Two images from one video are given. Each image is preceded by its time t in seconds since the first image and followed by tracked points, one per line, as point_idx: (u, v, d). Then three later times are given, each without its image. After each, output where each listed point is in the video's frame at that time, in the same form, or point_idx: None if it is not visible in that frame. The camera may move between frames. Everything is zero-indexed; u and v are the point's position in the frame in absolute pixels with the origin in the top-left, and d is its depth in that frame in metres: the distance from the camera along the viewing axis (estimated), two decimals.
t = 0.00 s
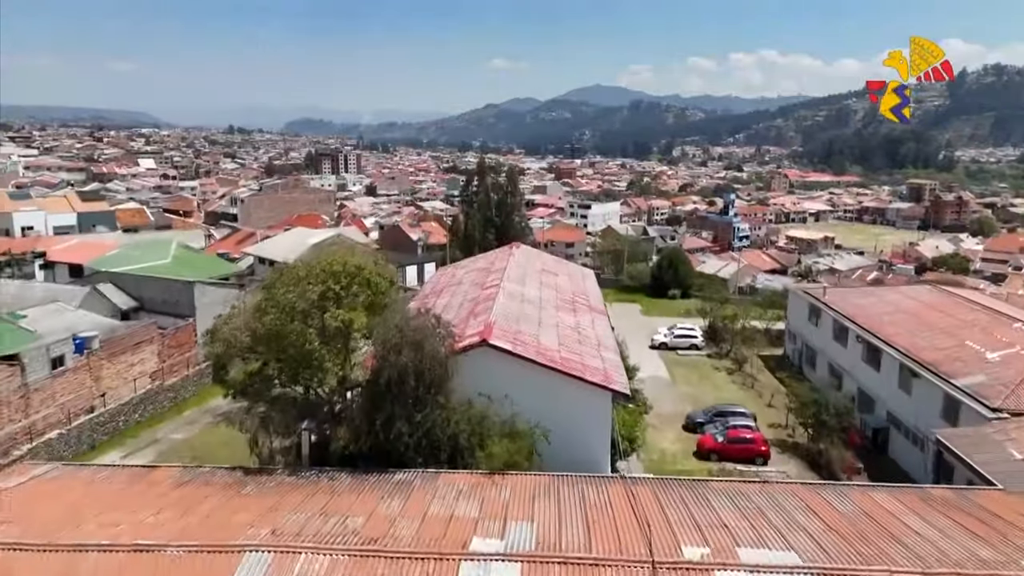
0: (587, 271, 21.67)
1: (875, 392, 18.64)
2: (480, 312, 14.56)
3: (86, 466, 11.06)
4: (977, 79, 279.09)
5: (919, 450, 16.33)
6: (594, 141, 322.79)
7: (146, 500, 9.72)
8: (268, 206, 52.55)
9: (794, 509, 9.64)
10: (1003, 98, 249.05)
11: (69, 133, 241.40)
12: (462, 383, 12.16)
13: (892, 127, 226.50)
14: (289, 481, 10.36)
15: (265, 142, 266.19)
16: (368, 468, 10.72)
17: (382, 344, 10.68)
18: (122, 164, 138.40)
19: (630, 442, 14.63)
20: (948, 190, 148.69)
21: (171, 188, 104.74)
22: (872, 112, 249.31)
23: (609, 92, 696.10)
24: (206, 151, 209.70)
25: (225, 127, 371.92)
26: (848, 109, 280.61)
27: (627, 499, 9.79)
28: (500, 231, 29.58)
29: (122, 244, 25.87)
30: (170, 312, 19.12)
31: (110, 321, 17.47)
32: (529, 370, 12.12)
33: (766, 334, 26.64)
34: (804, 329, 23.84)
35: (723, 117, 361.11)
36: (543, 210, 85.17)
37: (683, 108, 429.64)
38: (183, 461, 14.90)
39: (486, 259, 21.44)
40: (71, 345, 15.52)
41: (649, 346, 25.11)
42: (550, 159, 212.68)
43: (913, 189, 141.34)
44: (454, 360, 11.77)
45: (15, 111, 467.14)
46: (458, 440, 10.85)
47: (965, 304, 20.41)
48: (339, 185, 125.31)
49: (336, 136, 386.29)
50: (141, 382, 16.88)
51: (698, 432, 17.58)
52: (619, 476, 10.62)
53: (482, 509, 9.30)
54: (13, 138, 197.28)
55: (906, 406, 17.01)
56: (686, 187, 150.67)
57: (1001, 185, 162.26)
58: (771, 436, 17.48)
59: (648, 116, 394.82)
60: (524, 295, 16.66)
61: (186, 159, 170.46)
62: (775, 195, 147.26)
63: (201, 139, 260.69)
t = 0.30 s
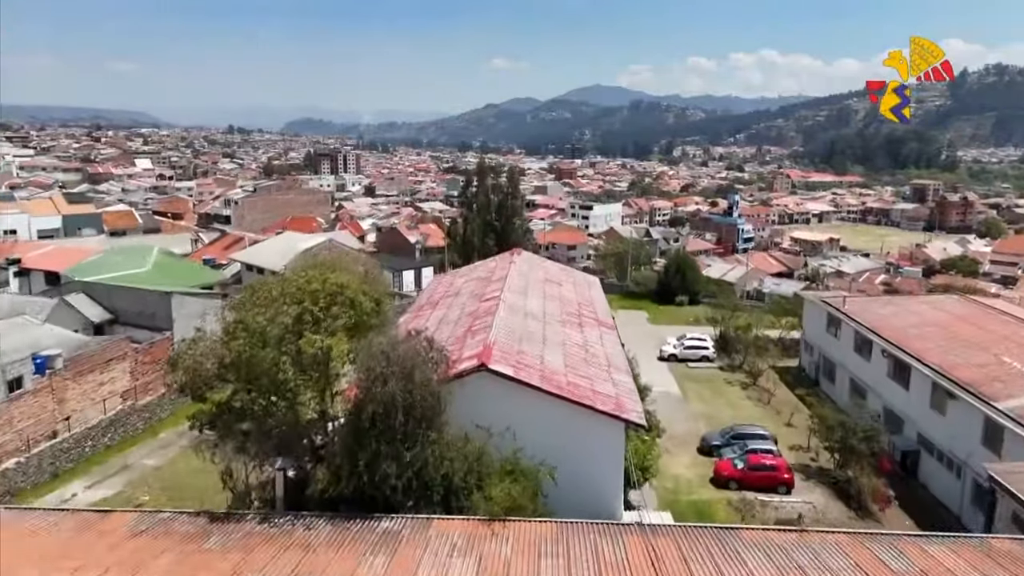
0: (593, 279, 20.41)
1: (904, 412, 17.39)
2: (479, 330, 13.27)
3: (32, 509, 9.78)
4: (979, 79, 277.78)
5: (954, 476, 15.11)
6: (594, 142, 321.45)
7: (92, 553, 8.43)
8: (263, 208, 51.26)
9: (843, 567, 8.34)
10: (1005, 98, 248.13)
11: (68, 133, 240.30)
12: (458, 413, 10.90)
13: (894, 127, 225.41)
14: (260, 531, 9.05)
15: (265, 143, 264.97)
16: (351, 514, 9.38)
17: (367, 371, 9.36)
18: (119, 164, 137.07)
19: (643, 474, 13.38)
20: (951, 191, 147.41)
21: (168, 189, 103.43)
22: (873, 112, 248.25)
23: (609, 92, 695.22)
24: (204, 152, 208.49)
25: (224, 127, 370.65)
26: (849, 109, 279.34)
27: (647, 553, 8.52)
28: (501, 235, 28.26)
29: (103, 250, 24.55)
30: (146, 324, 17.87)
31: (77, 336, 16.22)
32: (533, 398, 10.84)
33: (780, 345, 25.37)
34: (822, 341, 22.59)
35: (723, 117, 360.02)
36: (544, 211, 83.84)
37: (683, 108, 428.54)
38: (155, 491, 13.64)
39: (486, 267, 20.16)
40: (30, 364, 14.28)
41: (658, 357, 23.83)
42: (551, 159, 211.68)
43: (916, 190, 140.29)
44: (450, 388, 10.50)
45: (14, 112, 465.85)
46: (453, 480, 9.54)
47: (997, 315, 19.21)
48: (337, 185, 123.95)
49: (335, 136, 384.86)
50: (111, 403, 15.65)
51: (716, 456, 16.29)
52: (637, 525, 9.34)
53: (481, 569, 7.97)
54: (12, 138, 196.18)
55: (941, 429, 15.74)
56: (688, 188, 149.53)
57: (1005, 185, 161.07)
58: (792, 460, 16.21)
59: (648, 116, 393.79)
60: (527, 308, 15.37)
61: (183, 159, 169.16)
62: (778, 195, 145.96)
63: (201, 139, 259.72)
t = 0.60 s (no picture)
0: (599, 289, 19.14)
1: (937, 436, 16.09)
2: (477, 352, 11.97)
3: None
4: (980, 79, 276.88)
5: (996, 509, 13.82)
6: (594, 142, 320.18)
7: None
8: (256, 211, 50.03)
9: None
10: (1006, 98, 247.33)
11: (65, 132, 238.70)
12: (453, 451, 9.60)
13: (895, 127, 224.39)
14: None
15: (265, 143, 263.71)
16: None
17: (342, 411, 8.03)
18: (115, 164, 135.74)
19: (660, 512, 12.09)
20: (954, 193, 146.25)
21: (163, 190, 102.03)
22: (875, 112, 247.20)
23: (609, 92, 694.11)
24: (203, 152, 206.99)
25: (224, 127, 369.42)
26: (849, 109, 278.23)
27: None
28: (501, 241, 26.95)
29: (80, 258, 23.18)
30: (119, 340, 16.58)
31: (41, 354, 14.93)
32: (536, 435, 9.54)
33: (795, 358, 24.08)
34: (841, 354, 21.30)
35: (724, 117, 358.85)
36: (545, 212, 82.58)
37: (683, 108, 427.37)
38: (119, 528, 12.28)
39: (486, 276, 18.87)
40: None
41: (667, 371, 22.53)
42: (551, 159, 210.48)
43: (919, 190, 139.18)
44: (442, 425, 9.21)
45: (13, 111, 464.61)
46: (446, 535, 8.23)
47: None
48: (336, 186, 122.64)
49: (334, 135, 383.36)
50: (75, 428, 14.39)
51: (736, 484, 14.99)
52: None
53: None
54: (8, 138, 194.70)
55: (980, 455, 14.46)
56: (689, 188, 148.32)
57: (1007, 186, 159.95)
58: (817, 488, 14.91)
59: (648, 116, 392.66)
60: (529, 324, 14.07)
61: (181, 159, 167.91)
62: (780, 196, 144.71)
63: (199, 139, 258.42)
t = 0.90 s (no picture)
0: (606, 301, 17.90)
1: (975, 463, 14.81)
2: (472, 379, 10.68)
3: None
4: (981, 79, 275.57)
5: None
6: (594, 142, 318.75)
7: None
8: (250, 213, 48.74)
9: None
10: (1008, 98, 246.10)
11: (63, 132, 237.39)
12: (445, 502, 8.34)
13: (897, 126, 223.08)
14: None
15: (264, 143, 262.10)
16: None
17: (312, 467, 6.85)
18: (111, 164, 134.34)
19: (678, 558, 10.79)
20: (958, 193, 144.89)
21: (159, 191, 100.65)
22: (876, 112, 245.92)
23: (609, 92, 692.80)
24: (201, 152, 205.53)
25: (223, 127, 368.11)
26: (850, 109, 276.62)
27: None
28: (501, 246, 25.60)
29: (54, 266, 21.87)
30: (86, 358, 15.34)
31: None
32: (542, 484, 8.28)
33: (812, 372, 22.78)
34: (863, 368, 20.01)
35: (724, 117, 357.50)
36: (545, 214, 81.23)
37: (683, 108, 425.99)
38: (74, 573, 10.93)
39: (486, 287, 17.58)
40: None
41: (676, 387, 21.21)
42: (551, 160, 209.17)
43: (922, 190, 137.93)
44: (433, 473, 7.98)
45: (12, 112, 463.28)
46: None
47: None
48: (334, 186, 121.21)
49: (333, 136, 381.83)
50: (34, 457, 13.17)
51: (757, 518, 13.68)
52: None
53: None
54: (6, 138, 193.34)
55: None
56: (690, 189, 147.02)
57: (1011, 186, 158.60)
58: (846, 524, 13.65)
59: (648, 116, 391.34)
60: (532, 345, 12.76)
61: (179, 160, 166.51)
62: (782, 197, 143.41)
63: (198, 139, 257.19)
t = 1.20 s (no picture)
0: (614, 313, 16.69)
1: (1020, 494, 13.55)
2: (469, 411, 9.41)
3: None
4: (983, 79, 274.35)
5: None
6: (594, 142, 317.47)
7: None
8: (243, 215, 47.45)
9: None
10: (1010, 98, 244.83)
11: (60, 133, 235.90)
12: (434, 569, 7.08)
13: (899, 126, 221.89)
14: None
15: (263, 143, 260.70)
16: None
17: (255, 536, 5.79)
18: (108, 165, 132.99)
19: None
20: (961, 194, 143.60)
21: (155, 193, 99.31)
22: (878, 112, 244.68)
23: (609, 92, 691.50)
24: (200, 152, 204.16)
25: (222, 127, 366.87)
26: (851, 109, 275.37)
27: None
28: (502, 253, 24.28)
29: (26, 274, 20.60)
30: (46, 378, 14.06)
31: None
32: (549, 549, 7.03)
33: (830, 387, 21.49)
34: (887, 384, 18.73)
35: (725, 117, 356.15)
36: (545, 216, 79.95)
37: (684, 108, 424.59)
38: None
39: (485, 298, 16.32)
40: None
41: (687, 403, 19.92)
42: (552, 160, 208.28)
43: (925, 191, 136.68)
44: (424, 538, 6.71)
45: (11, 112, 462.01)
46: None
47: None
48: (332, 187, 119.91)
49: (333, 135, 380.42)
50: None
51: (785, 558, 12.42)
52: None
53: None
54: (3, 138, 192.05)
55: None
56: (692, 189, 145.80)
57: (1014, 186, 157.39)
58: (883, 564, 12.39)
59: (648, 116, 390.02)
60: (536, 368, 11.48)
61: (176, 160, 165.21)
62: (785, 197, 142.12)
63: (198, 139, 256.07)
